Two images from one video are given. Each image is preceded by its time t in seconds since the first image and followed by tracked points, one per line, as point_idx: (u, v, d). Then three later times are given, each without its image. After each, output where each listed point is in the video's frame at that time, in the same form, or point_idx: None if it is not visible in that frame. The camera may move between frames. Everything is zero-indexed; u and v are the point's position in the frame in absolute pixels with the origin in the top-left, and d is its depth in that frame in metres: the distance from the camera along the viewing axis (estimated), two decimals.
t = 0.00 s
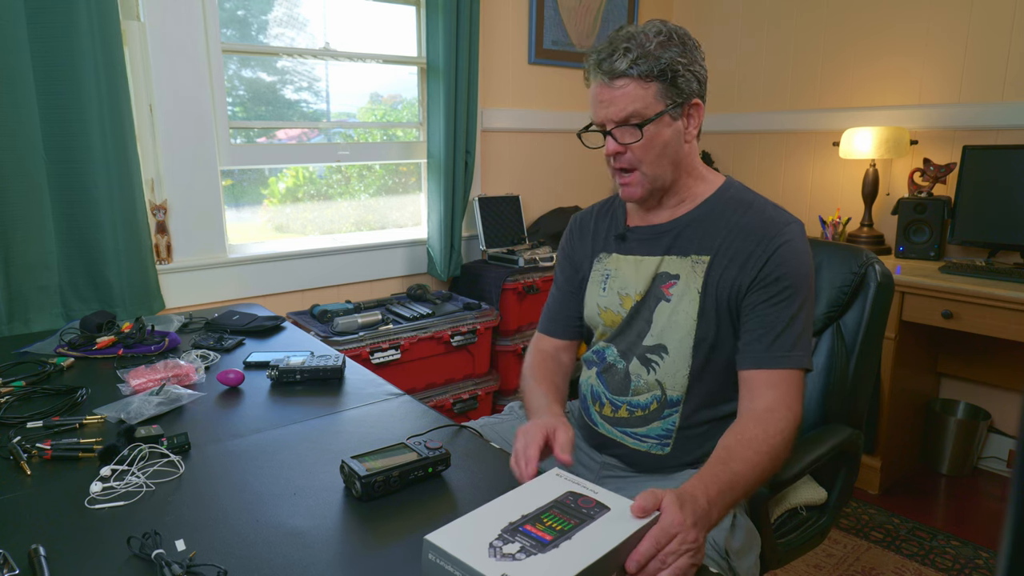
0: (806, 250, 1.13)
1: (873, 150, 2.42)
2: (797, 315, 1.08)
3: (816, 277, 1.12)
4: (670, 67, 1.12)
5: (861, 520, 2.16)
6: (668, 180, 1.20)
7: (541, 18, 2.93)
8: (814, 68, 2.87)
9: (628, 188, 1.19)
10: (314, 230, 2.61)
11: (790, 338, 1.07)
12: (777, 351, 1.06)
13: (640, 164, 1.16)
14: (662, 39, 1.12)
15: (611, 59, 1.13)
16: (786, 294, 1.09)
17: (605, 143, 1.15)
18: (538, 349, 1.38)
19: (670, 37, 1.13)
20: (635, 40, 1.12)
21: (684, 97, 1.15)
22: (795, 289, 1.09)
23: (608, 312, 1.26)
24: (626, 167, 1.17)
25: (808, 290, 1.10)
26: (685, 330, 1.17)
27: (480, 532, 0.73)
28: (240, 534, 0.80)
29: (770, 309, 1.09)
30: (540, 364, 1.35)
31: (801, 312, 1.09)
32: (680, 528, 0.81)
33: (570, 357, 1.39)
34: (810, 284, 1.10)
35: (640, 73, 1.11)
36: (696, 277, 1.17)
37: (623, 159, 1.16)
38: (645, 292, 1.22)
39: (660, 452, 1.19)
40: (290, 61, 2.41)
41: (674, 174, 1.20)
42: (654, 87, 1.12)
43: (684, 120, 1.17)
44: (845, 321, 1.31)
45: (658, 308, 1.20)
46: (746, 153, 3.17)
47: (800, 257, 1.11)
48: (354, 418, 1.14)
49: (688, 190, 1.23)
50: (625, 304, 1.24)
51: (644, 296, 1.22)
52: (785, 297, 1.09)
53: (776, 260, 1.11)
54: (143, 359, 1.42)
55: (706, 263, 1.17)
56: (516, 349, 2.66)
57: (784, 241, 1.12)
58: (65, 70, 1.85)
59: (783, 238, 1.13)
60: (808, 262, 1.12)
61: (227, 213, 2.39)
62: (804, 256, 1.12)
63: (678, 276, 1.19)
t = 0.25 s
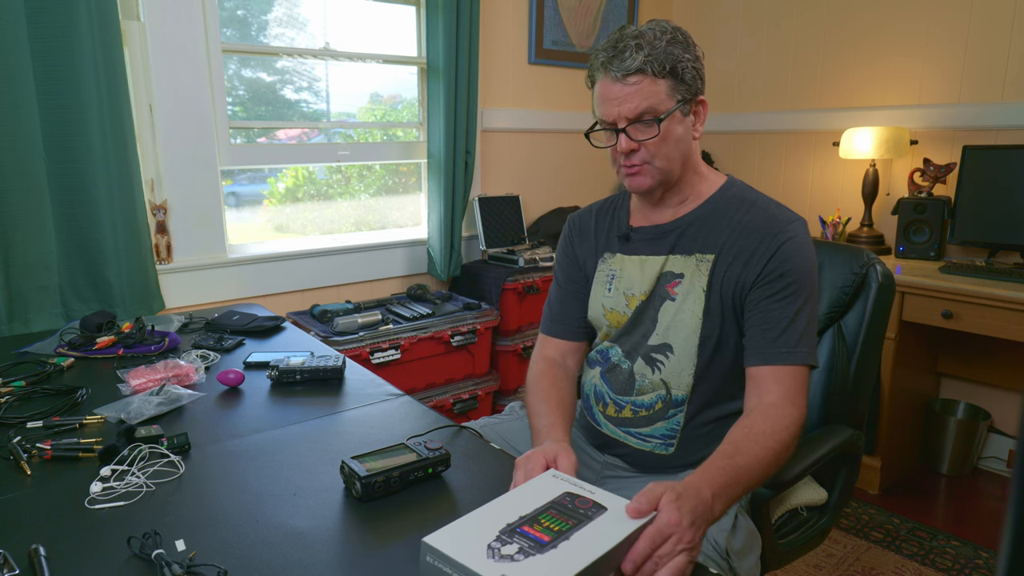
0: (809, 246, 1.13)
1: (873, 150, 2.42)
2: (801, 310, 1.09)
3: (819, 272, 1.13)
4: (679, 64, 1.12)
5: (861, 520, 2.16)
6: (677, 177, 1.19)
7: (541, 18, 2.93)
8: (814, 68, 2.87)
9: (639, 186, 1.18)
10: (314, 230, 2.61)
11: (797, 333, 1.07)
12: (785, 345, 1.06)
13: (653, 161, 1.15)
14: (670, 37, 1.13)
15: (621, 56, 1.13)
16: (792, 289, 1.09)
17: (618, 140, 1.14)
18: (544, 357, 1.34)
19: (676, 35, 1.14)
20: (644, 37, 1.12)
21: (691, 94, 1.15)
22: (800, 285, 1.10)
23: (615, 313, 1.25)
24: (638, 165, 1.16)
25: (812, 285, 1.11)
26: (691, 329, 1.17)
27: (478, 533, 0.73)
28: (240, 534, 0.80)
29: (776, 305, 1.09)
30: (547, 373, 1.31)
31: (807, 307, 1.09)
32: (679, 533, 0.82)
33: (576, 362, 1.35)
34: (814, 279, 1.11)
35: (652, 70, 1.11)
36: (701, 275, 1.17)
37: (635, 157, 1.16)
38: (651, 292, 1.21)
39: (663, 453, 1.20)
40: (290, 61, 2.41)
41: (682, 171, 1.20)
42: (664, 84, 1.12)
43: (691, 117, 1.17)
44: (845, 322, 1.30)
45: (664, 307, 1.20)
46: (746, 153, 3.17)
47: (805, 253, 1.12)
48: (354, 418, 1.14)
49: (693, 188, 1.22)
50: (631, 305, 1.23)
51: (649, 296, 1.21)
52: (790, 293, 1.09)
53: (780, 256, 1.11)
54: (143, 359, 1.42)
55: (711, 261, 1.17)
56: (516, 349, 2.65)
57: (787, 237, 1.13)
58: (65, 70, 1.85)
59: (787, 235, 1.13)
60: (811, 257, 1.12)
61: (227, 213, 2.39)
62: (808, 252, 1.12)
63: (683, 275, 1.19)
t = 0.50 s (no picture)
0: (811, 249, 1.13)
1: (873, 150, 2.42)
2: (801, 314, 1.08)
3: (820, 275, 1.13)
4: (681, 63, 1.12)
5: (861, 520, 2.16)
6: (679, 177, 1.19)
7: (541, 18, 2.93)
8: (814, 68, 2.87)
9: (641, 184, 1.18)
10: (314, 230, 2.61)
11: (796, 338, 1.07)
12: (783, 350, 1.06)
13: (655, 159, 1.15)
14: (672, 36, 1.13)
15: (624, 54, 1.12)
16: (791, 293, 1.09)
17: (620, 138, 1.14)
18: (544, 356, 1.34)
19: (678, 35, 1.14)
20: (647, 36, 1.12)
21: (692, 94, 1.15)
22: (801, 288, 1.09)
23: (615, 314, 1.25)
24: (640, 163, 1.16)
25: (813, 288, 1.10)
26: (690, 330, 1.17)
27: (463, 518, 0.73)
28: (239, 534, 0.80)
29: (775, 309, 1.09)
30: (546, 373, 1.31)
31: (807, 311, 1.09)
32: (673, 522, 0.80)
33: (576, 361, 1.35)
34: (815, 282, 1.11)
35: (655, 67, 1.11)
36: (701, 277, 1.17)
37: (637, 155, 1.15)
38: (651, 293, 1.21)
39: (664, 453, 1.20)
40: (290, 61, 2.41)
41: (684, 171, 1.20)
42: (666, 82, 1.12)
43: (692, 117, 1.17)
44: (846, 322, 1.30)
45: (664, 308, 1.20)
46: (746, 153, 3.17)
47: (805, 256, 1.11)
48: (354, 418, 1.14)
49: (695, 189, 1.22)
50: (630, 305, 1.23)
51: (649, 297, 1.21)
52: (790, 296, 1.09)
53: (780, 259, 1.11)
54: (143, 359, 1.42)
55: (711, 262, 1.17)
56: (516, 349, 2.65)
57: (788, 239, 1.13)
58: (65, 70, 1.85)
59: (788, 237, 1.13)
60: (812, 260, 1.12)
61: (227, 213, 2.39)
62: (809, 254, 1.12)
63: (683, 276, 1.19)
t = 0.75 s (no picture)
0: (810, 251, 1.12)
1: (873, 150, 2.42)
2: (798, 316, 1.08)
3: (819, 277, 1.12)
4: (678, 63, 1.12)
5: (861, 520, 2.16)
6: (673, 179, 1.19)
7: (541, 18, 2.93)
8: (814, 67, 2.87)
9: (633, 184, 1.19)
10: (314, 230, 2.61)
11: (793, 341, 1.06)
12: (779, 353, 1.06)
13: (647, 159, 1.16)
14: (671, 36, 1.13)
15: (620, 53, 1.13)
16: (789, 295, 1.09)
17: (611, 137, 1.15)
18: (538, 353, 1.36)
19: (679, 35, 1.14)
20: (645, 35, 1.12)
21: (691, 95, 1.14)
22: (799, 290, 1.09)
23: (613, 314, 1.26)
24: (632, 163, 1.17)
25: (811, 289, 1.10)
26: (687, 331, 1.17)
27: (464, 526, 0.73)
28: (239, 534, 0.80)
29: (772, 310, 1.09)
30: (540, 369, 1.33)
31: (805, 313, 1.09)
32: (679, 533, 0.80)
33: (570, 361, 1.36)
34: (814, 284, 1.10)
35: (649, 67, 1.11)
36: (699, 277, 1.17)
37: (628, 155, 1.16)
38: (648, 293, 1.21)
39: (662, 454, 1.19)
40: (290, 61, 2.41)
41: (679, 172, 1.20)
42: (661, 82, 1.12)
43: (691, 119, 1.17)
44: (845, 322, 1.30)
45: (661, 308, 1.20)
46: (746, 153, 3.17)
47: (804, 258, 1.11)
48: (354, 418, 1.14)
49: (693, 190, 1.23)
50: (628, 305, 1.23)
51: (647, 297, 1.21)
52: (788, 298, 1.09)
53: (779, 259, 1.11)
54: (143, 359, 1.42)
55: (709, 262, 1.17)
56: (516, 349, 2.65)
57: (787, 240, 1.12)
58: (65, 70, 1.85)
59: (787, 238, 1.12)
60: (811, 262, 1.11)
61: (227, 213, 2.39)
62: (808, 255, 1.12)
63: (681, 276, 1.19)
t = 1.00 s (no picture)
0: (811, 257, 1.12)
1: (873, 150, 2.42)
2: (801, 322, 1.08)
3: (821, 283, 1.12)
4: (676, 63, 1.12)
5: (861, 519, 2.16)
6: (670, 179, 1.19)
7: (541, 18, 2.93)
8: (814, 67, 2.87)
9: (626, 184, 1.19)
10: (314, 230, 2.61)
11: (795, 348, 1.06)
12: (781, 361, 1.06)
13: (641, 160, 1.16)
14: (669, 35, 1.12)
15: (615, 53, 1.13)
16: (791, 302, 1.09)
17: (605, 137, 1.16)
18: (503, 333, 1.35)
19: (678, 34, 1.13)
20: (642, 35, 1.12)
21: (688, 95, 1.14)
22: (801, 296, 1.09)
23: (609, 314, 1.26)
24: (626, 163, 1.18)
25: (813, 295, 1.10)
26: (686, 333, 1.17)
27: (472, 527, 0.73)
28: (240, 534, 0.80)
29: (775, 318, 1.08)
30: (479, 342, 1.28)
31: (806, 320, 1.08)
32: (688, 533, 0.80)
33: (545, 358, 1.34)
34: (815, 291, 1.10)
35: (644, 68, 1.11)
36: (699, 280, 1.17)
37: (623, 154, 1.17)
38: (647, 295, 1.22)
39: (662, 455, 1.19)
40: (290, 61, 2.41)
41: (676, 173, 1.19)
42: (657, 83, 1.12)
43: (688, 119, 1.16)
44: (846, 322, 1.30)
45: (660, 310, 1.20)
46: (746, 153, 3.17)
47: (806, 264, 1.11)
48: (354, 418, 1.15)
49: (690, 191, 1.23)
50: (625, 306, 1.23)
51: (645, 299, 1.22)
52: (790, 304, 1.09)
53: (781, 265, 1.11)
54: (143, 359, 1.42)
55: (709, 266, 1.17)
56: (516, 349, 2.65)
57: (789, 245, 1.12)
58: (65, 70, 1.85)
59: (788, 244, 1.12)
60: (813, 268, 1.11)
61: (227, 213, 2.39)
62: (809, 261, 1.12)
63: (681, 278, 1.19)
